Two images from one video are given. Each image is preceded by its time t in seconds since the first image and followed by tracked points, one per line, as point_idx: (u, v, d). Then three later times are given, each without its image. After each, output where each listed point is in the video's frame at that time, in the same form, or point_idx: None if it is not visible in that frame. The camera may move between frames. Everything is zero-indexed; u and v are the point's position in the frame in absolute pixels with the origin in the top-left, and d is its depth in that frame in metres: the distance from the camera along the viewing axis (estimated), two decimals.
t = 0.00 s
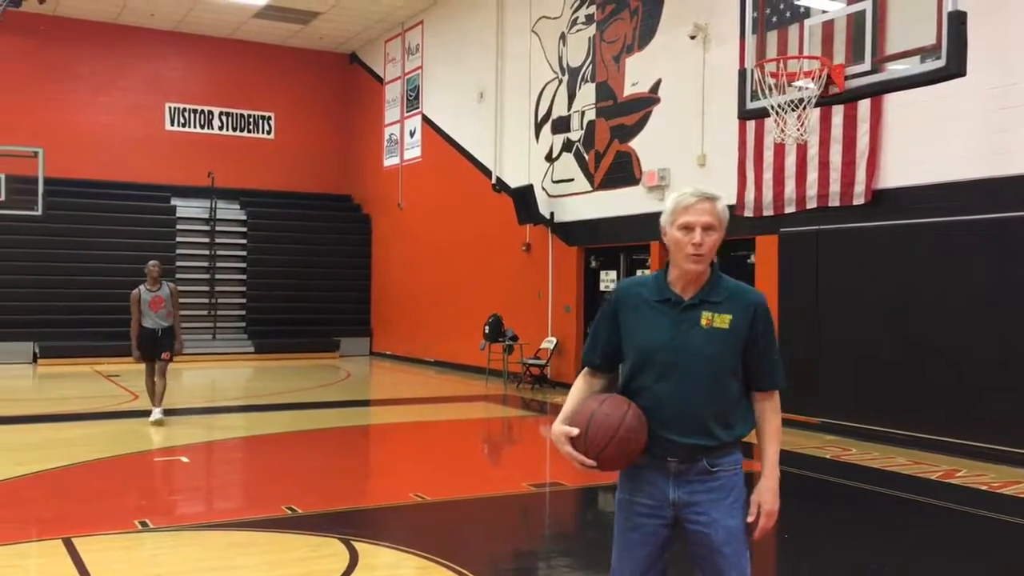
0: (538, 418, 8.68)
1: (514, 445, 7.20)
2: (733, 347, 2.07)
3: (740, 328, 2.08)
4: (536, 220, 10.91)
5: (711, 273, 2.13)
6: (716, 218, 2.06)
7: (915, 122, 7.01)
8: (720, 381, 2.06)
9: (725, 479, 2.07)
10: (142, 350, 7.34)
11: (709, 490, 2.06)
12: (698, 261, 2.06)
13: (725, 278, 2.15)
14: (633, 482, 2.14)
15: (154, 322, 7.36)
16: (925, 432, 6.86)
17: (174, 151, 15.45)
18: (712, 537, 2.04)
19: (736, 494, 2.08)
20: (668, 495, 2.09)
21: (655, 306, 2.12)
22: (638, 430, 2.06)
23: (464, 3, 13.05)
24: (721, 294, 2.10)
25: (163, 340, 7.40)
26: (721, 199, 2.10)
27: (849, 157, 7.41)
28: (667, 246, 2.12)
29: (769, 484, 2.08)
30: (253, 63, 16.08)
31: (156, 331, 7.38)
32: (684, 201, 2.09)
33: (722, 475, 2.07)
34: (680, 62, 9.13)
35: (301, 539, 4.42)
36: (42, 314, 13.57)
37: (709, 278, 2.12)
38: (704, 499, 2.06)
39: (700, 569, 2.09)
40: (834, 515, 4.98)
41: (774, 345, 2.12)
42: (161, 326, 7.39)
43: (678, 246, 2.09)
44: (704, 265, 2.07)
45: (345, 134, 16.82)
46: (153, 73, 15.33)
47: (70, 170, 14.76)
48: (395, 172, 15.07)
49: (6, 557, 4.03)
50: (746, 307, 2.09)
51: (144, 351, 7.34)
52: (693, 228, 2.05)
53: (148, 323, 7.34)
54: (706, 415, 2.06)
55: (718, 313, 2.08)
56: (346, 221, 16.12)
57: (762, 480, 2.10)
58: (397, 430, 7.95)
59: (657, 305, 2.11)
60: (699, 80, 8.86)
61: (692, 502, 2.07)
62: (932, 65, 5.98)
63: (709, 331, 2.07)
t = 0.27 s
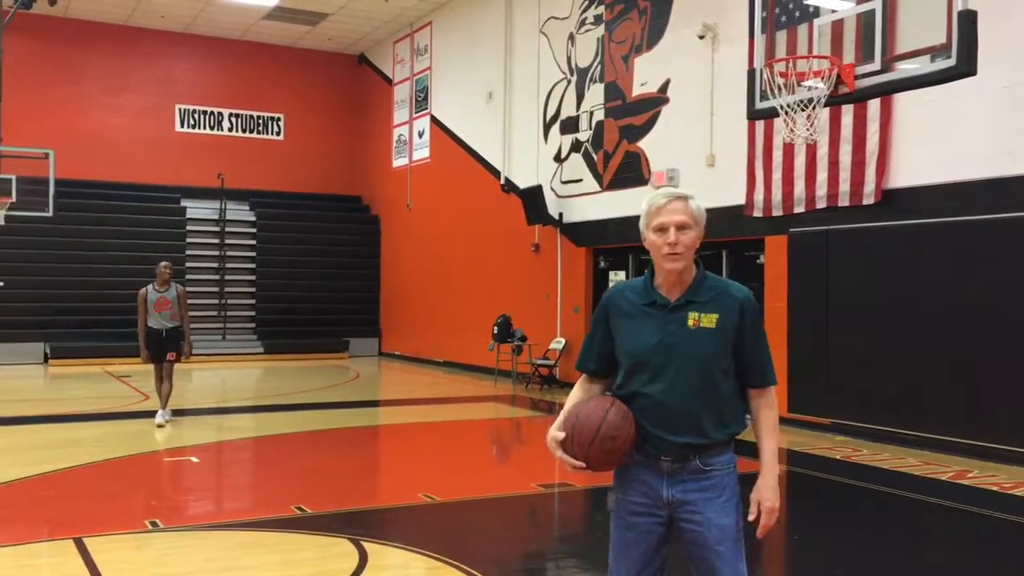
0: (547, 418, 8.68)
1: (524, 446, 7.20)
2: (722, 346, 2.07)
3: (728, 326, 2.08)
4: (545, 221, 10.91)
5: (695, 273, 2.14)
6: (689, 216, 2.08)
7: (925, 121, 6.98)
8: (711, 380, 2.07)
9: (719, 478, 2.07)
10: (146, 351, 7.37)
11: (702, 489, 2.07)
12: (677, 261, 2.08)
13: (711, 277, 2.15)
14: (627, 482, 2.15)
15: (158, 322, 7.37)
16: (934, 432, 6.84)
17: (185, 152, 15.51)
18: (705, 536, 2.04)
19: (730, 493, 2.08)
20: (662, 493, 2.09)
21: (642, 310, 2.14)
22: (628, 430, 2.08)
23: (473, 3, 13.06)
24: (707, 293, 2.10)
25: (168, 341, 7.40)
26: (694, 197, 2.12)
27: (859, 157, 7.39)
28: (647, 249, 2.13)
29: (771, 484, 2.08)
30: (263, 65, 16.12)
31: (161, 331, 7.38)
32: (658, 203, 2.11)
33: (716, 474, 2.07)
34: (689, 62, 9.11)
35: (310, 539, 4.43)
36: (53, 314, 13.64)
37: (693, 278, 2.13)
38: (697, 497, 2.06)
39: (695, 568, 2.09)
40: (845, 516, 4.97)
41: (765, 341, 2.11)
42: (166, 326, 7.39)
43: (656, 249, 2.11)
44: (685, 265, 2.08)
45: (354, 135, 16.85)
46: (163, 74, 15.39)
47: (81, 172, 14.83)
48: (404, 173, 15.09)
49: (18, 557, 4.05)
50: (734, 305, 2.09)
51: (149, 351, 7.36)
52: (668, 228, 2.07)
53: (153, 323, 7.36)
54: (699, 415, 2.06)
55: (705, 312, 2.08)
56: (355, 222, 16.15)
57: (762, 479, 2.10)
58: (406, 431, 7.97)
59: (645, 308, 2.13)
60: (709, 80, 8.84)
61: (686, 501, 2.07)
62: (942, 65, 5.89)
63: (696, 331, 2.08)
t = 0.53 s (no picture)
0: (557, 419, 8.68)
1: (533, 446, 7.20)
2: (717, 342, 2.07)
3: (723, 322, 2.09)
4: (554, 221, 10.92)
5: (689, 272, 2.15)
6: (684, 215, 2.09)
7: (935, 120, 6.96)
8: (707, 376, 2.07)
9: (718, 477, 2.07)
10: (151, 350, 7.36)
11: (701, 489, 2.07)
12: (672, 259, 2.09)
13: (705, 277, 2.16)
14: (627, 483, 2.16)
15: (164, 322, 7.39)
16: (944, 432, 6.82)
17: (194, 154, 15.56)
18: (705, 535, 2.04)
19: (729, 493, 2.08)
20: (662, 494, 2.10)
21: (637, 308, 2.15)
22: (622, 427, 2.10)
23: (480, 4, 13.06)
24: (701, 290, 2.11)
25: (173, 340, 7.40)
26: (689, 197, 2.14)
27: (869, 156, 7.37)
28: (641, 249, 2.15)
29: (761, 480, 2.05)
30: (271, 66, 16.16)
31: (166, 331, 7.39)
32: (653, 203, 2.13)
33: (715, 473, 2.07)
34: (697, 62, 9.10)
35: (321, 540, 4.43)
36: (64, 316, 13.70)
37: (687, 276, 2.14)
38: (696, 498, 2.06)
39: (695, 568, 2.09)
40: (855, 516, 4.96)
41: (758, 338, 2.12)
42: (171, 326, 7.41)
43: (651, 247, 2.13)
44: (679, 262, 2.10)
45: (363, 136, 16.88)
46: (172, 77, 15.44)
47: (91, 174, 14.89)
48: (413, 174, 15.11)
49: (30, 559, 4.06)
50: (728, 301, 2.10)
51: (153, 350, 7.36)
52: (663, 226, 2.09)
53: (159, 323, 7.37)
54: (696, 411, 2.06)
55: (699, 309, 2.09)
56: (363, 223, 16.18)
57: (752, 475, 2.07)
58: (415, 431, 7.98)
59: (640, 306, 2.15)
60: (717, 80, 8.84)
61: (686, 501, 2.07)
62: (952, 63, 5.86)
63: (691, 327, 2.09)
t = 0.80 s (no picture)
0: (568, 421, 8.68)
1: (546, 449, 7.20)
2: (719, 344, 2.11)
3: (725, 323, 2.12)
4: (564, 224, 10.92)
5: (686, 277, 2.19)
6: (673, 221, 2.12)
7: (947, 119, 6.93)
8: (711, 378, 2.11)
9: (725, 478, 2.10)
10: (157, 353, 7.39)
11: (709, 489, 2.10)
12: (665, 266, 2.13)
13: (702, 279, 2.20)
14: (633, 486, 2.19)
15: (172, 326, 7.41)
16: (957, 434, 6.78)
17: (206, 159, 15.62)
18: (713, 535, 2.07)
19: (736, 493, 2.11)
20: (669, 495, 2.13)
21: (638, 316, 2.19)
22: (632, 433, 2.13)
23: (490, 7, 13.08)
24: (700, 293, 2.15)
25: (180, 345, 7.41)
26: (678, 202, 2.17)
27: (880, 156, 7.34)
28: (636, 256, 2.19)
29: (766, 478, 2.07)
30: (282, 71, 16.22)
31: (174, 335, 7.41)
32: (642, 211, 2.16)
33: (722, 474, 2.10)
34: (707, 63, 9.09)
35: (333, 543, 4.44)
36: (78, 321, 13.77)
37: (684, 281, 2.18)
38: (703, 498, 2.10)
39: (703, 569, 2.11)
40: (869, 519, 4.94)
41: (760, 338, 2.16)
42: (179, 330, 7.42)
43: (644, 255, 2.16)
44: (675, 267, 2.13)
45: (373, 140, 16.92)
46: (184, 82, 15.51)
47: (103, 179, 14.96)
48: (423, 177, 15.13)
49: (45, 562, 4.08)
50: (728, 303, 2.14)
51: (160, 354, 7.38)
52: (654, 234, 2.12)
53: (166, 327, 7.40)
54: (703, 414, 2.10)
55: (701, 312, 2.13)
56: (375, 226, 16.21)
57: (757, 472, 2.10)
58: (427, 434, 7.99)
59: (640, 314, 2.19)
60: (728, 81, 8.82)
61: (693, 502, 2.10)
62: (964, 63, 5.81)
63: (695, 331, 2.12)
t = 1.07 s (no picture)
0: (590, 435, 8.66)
1: (568, 462, 7.18)
2: (731, 354, 2.12)
3: (736, 332, 2.13)
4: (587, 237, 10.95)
5: (698, 286, 2.19)
6: (681, 232, 2.13)
7: (972, 134, 6.88)
8: (724, 388, 2.12)
9: (742, 493, 2.11)
10: (176, 365, 7.46)
11: (725, 504, 2.11)
12: (676, 277, 2.13)
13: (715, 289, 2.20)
14: (650, 502, 2.21)
15: (190, 337, 7.47)
16: (982, 451, 6.69)
17: (232, 171, 15.77)
18: (729, 550, 2.07)
19: (753, 509, 2.12)
20: (685, 510, 2.14)
21: (649, 327, 2.21)
22: (640, 446, 2.15)
23: (514, 20, 13.13)
24: (711, 303, 2.16)
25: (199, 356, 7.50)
26: (686, 214, 2.18)
27: (905, 171, 7.29)
28: (647, 271, 2.20)
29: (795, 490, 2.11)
30: (308, 84, 16.35)
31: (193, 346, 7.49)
32: (649, 225, 2.17)
33: (738, 489, 2.11)
34: (731, 77, 9.08)
35: (352, 555, 4.44)
36: (105, 330, 13.92)
37: (696, 290, 2.18)
38: (719, 513, 2.11)
39: None
40: (892, 536, 4.88)
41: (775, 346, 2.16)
42: (198, 342, 7.49)
43: (656, 269, 2.17)
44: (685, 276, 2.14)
45: (398, 153, 17.01)
46: (211, 95, 15.68)
47: (132, 191, 15.14)
48: (447, 190, 15.19)
49: (66, 570, 4.12)
50: (739, 311, 2.14)
51: (178, 365, 7.45)
52: (662, 247, 2.13)
53: (184, 339, 7.45)
54: (715, 424, 2.11)
55: (712, 322, 2.14)
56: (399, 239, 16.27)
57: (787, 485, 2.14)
58: (449, 447, 7.99)
59: (651, 324, 2.21)
60: (752, 95, 8.79)
61: (709, 517, 2.12)
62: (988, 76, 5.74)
63: (706, 341, 2.13)
